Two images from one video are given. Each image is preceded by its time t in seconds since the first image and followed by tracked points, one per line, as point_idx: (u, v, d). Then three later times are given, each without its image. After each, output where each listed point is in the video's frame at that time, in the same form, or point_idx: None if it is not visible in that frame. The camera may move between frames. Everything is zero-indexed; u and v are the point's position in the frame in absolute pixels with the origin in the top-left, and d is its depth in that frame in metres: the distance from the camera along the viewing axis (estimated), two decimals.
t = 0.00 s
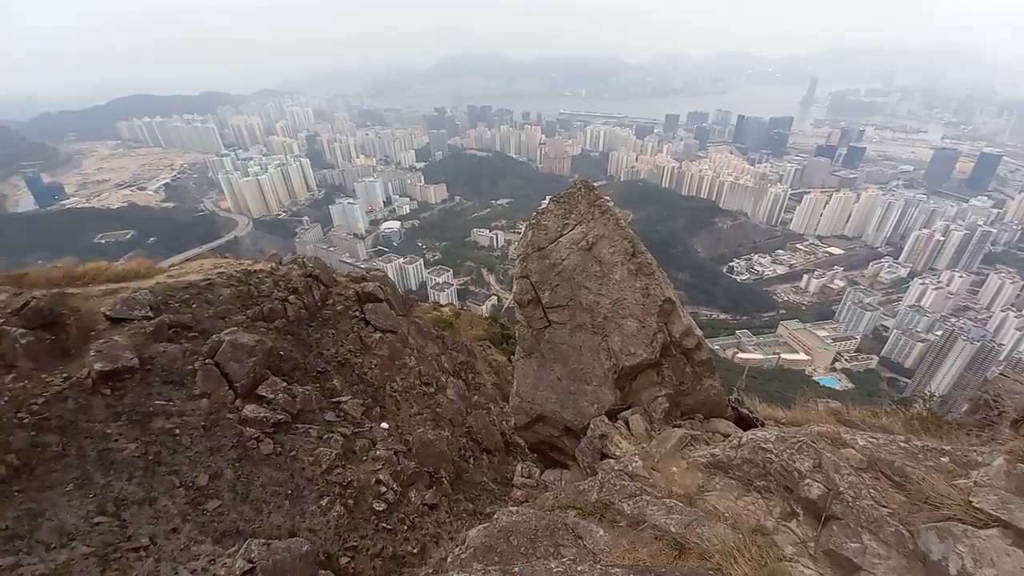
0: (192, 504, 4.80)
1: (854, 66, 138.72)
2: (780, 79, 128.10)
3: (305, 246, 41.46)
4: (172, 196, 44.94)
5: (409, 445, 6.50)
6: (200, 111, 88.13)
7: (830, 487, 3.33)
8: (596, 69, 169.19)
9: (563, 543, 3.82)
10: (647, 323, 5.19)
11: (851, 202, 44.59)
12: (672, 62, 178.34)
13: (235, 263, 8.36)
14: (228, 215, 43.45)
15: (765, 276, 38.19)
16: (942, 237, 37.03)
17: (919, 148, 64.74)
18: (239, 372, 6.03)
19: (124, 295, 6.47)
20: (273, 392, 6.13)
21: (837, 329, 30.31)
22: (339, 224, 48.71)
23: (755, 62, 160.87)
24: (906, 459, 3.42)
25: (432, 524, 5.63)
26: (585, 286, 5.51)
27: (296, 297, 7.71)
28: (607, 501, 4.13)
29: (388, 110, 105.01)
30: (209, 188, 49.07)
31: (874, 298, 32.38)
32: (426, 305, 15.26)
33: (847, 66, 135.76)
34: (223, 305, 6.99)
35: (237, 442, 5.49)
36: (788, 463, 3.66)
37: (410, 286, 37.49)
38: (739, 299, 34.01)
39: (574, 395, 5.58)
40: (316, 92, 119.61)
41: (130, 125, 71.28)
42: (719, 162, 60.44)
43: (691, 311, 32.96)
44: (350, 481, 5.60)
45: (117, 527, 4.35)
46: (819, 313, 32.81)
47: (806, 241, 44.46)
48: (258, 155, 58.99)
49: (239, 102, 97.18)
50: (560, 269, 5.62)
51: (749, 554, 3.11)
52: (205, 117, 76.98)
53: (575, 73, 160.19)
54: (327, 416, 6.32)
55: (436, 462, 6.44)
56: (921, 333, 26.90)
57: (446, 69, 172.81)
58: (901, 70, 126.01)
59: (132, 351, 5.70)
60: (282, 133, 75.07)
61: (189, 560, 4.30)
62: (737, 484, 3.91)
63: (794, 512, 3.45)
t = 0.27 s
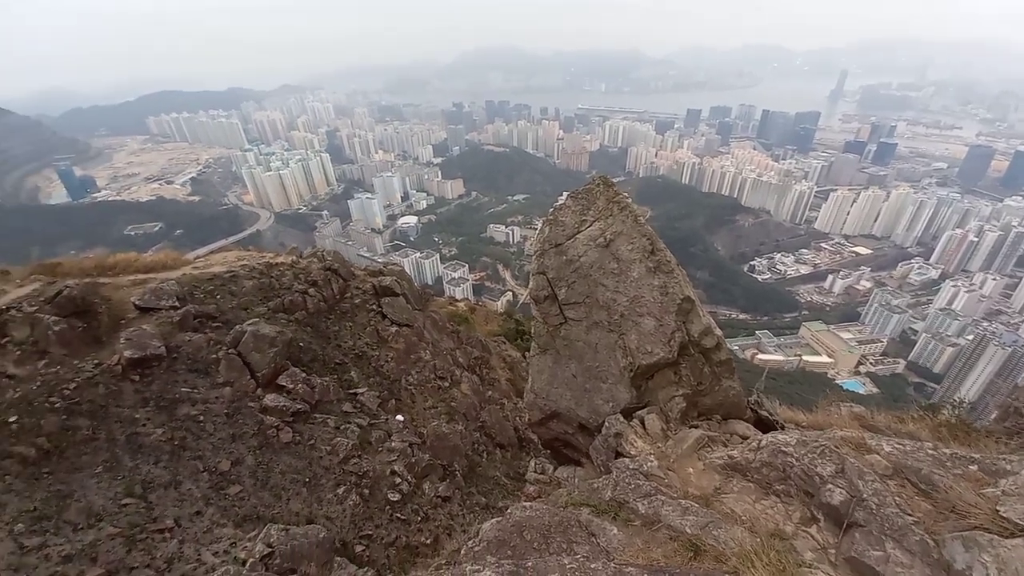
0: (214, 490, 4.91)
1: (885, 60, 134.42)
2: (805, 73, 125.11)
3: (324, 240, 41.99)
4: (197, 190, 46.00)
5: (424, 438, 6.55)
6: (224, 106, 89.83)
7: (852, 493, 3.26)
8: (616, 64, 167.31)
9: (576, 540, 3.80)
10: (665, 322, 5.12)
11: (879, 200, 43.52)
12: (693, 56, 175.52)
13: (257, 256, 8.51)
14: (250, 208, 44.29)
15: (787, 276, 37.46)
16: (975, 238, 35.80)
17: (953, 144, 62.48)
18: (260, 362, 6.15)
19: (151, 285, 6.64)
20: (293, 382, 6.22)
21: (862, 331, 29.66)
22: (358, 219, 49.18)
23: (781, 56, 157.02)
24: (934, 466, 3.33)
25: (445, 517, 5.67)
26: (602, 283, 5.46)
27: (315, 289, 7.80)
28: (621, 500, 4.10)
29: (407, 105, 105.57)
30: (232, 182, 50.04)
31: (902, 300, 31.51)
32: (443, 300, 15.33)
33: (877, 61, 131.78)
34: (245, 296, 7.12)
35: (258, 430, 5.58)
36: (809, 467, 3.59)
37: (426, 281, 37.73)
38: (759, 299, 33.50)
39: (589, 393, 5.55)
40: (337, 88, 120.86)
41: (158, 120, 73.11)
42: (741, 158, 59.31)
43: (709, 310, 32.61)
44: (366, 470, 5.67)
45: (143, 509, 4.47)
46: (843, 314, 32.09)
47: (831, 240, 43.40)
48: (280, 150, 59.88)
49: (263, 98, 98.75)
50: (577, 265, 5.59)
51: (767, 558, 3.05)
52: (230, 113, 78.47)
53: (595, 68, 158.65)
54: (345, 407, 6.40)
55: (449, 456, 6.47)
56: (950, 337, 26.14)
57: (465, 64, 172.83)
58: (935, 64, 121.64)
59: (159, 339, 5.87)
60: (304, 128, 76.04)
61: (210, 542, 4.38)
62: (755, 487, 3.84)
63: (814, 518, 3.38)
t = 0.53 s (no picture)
0: (227, 479, 4.98)
1: (908, 60, 131.52)
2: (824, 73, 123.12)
3: (338, 236, 42.38)
4: (215, 185, 46.72)
5: (432, 433, 6.57)
6: (242, 103, 90.98)
7: (868, 501, 3.22)
8: (632, 62, 165.99)
9: (584, 540, 3.78)
10: (677, 323, 5.07)
11: (902, 203, 42.52)
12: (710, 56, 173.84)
13: (272, 250, 8.60)
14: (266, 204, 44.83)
15: (803, 279, 36.94)
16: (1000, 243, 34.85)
17: (978, 147, 60.96)
18: (274, 355, 6.22)
19: (169, 277, 6.75)
20: (305, 375, 6.29)
21: (880, 336, 29.11)
22: (371, 215, 49.48)
23: (800, 56, 154.46)
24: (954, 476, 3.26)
25: (452, 513, 5.67)
26: (614, 283, 5.43)
27: (328, 284, 7.86)
28: (630, 501, 4.08)
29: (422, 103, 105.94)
30: (249, 178, 50.73)
31: (922, 305, 30.85)
32: (454, 297, 15.35)
33: (899, 61, 129.07)
34: (260, 290, 7.21)
35: (270, 422, 5.65)
36: (824, 475, 3.54)
37: (437, 278, 37.85)
38: (773, 302, 33.10)
39: (599, 393, 5.52)
40: (352, 86, 121.72)
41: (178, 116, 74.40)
42: (758, 159, 58.53)
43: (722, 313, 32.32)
44: (375, 464, 5.70)
45: (158, 496, 4.55)
46: (859, 319, 31.55)
47: (849, 244, 42.63)
48: (296, 146, 60.51)
49: (280, 95, 99.85)
50: (589, 265, 5.56)
51: (779, 564, 3.02)
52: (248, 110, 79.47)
53: (610, 67, 157.68)
54: (355, 401, 6.45)
55: (457, 452, 6.48)
56: (971, 345, 25.54)
57: (480, 62, 172.92)
58: (960, 65, 118.76)
59: (176, 331, 5.96)
60: (319, 125, 76.74)
61: (224, 529, 4.45)
62: (767, 492, 3.80)
63: (827, 526, 3.34)
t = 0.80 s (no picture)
0: (242, 469, 5.05)
1: (932, 58, 128.33)
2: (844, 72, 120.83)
3: (352, 233, 42.71)
4: (233, 181, 47.42)
5: (442, 430, 6.59)
6: (260, 100, 92.12)
7: (885, 510, 3.16)
8: (648, 60, 164.47)
9: (593, 540, 3.76)
10: (691, 324, 5.00)
11: (925, 205, 41.48)
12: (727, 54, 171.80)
13: (288, 246, 8.67)
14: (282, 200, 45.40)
15: (821, 282, 36.36)
16: None
17: (1005, 148, 59.36)
18: (288, 350, 6.29)
19: (188, 271, 6.86)
20: (319, 369, 6.35)
21: (901, 341, 28.49)
22: (384, 212, 49.72)
23: (820, 54, 151.71)
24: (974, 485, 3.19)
25: (461, 508, 5.67)
26: (627, 283, 5.38)
27: (342, 280, 7.92)
28: (640, 502, 4.05)
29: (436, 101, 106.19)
30: (266, 174, 51.40)
31: (944, 309, 30.10)
32: (466, 295, 15.39)
33: (923, 59, 126.04)
34: (276, 285, 7.28)
35: (284, 415, 5.71)
36: (840, 481, 3.48)
37: (449, 275, 37.94)
38: (789, 304, 32.68)
39: (609, 393, 5.49)
40: (368, 84, 122.51)
41: (198, 113, 75.69)
42: (776, 159, 57.67)
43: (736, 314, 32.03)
44: (386, 459, 5.73)
45: (176, 484, 4.63)
46: (879, 323, 30.94)
47: (869, 246, 41.80)
48: (311, 144, 61.15)
49: (297, 93, 100.95)
50: (601, 265, 5.52)
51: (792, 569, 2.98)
52: (265, 108, 80.49)
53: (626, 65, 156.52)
54: (367, 396, 6.49)
55: (467, 449, 6.48)
56: (995, 352, 24.89)
57: (494, 60, 172.73)
58: (987, 64, 115.62)
59: (194, 324, 6.07)
60: (335, 122, 77.41)
61: (238, 519, 4.49)
62: (780, 497, 3.75)
63: (842, 533, 3.29)
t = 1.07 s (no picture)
0: (258, 461, 5.12)
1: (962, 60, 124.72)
2: (870, 73, 118.18)
3: (368, 231, 43.10)
4: (254, 179, 48.29)
5: (454, 428, 6.59)
6: (281, 100, 93.52)
7: (906, 524, 3.10)
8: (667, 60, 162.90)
9: (605, 543, 3.72)
10: (708, 329, 4.92)
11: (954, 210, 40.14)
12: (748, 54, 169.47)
13: (306, 243, 8.77)
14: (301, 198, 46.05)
15: (844, 288, 35.62)
16: None
17: None
18: (304, 345, 6.36)
19: (211, 266, 6.98)
20: (334, 365, 6.40)
21: (926, 350, 27.70)
22: (400, 211, 50.01)
23: (845, 55, 148.56)
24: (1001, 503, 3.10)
25: (471, 507, 5.66)
26: (642, 285, 5.31)
27: (358, 278, 7.97)
28: (653, 507, 3.99)
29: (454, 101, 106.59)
30: (286, 173, 52.21)
31: (972, 319, 29.19)
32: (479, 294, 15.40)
33: (952, 60, 122.57)
34: (294, 282, 7.37)
35: (299, 409, 5.76)
36: (861, 493, 3.41)
37: (463, 275, 38.02)
38: (809, 310, 32.12)
39: (623, 396, 5.43)
40: (386, 83, 123.56)
41: (222, 113, 77.28)
42: (798, 162, 56.63)
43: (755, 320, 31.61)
44: (398, 456, 5.74)
45: (195, 473, 4.71)
46: (902, 331, 30.15)
47: (895, 252, 40.73)
48: (331, 143, 61.92)
49: (317, 93, 102.30)
50: (617, 266, 5.46)
51: None
52: (286, 108, 81.69)
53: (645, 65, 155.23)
54: (381, 393, 6.52)
55: (477, 448, 6.47)
56: None
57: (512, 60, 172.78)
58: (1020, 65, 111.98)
59: (215, 318, 6.18)
60: (354, 122, 78.22)
61: (253, 510, 4.54)
62: (798, 508, 3.68)
63: (862, 547, 3.22)
